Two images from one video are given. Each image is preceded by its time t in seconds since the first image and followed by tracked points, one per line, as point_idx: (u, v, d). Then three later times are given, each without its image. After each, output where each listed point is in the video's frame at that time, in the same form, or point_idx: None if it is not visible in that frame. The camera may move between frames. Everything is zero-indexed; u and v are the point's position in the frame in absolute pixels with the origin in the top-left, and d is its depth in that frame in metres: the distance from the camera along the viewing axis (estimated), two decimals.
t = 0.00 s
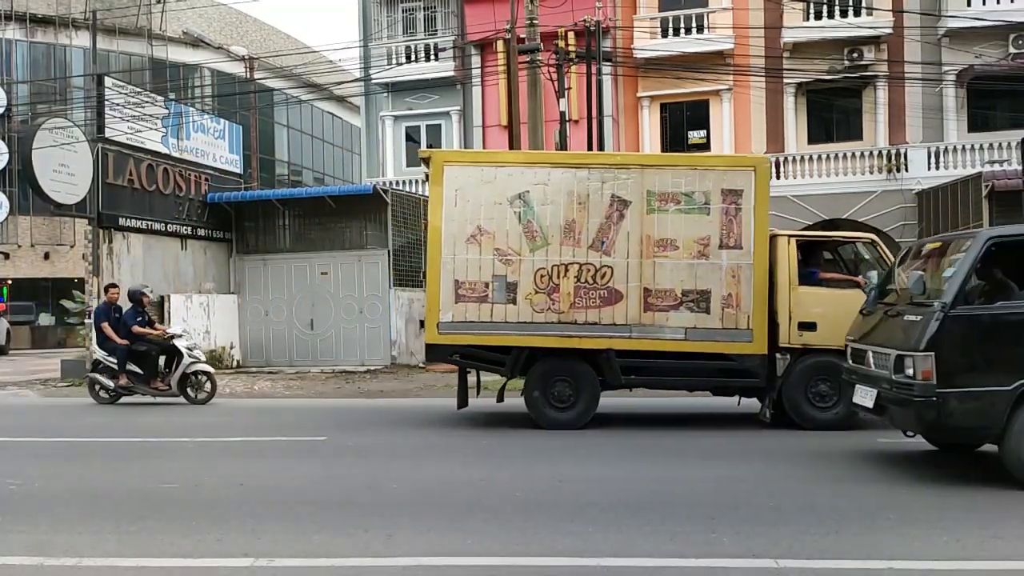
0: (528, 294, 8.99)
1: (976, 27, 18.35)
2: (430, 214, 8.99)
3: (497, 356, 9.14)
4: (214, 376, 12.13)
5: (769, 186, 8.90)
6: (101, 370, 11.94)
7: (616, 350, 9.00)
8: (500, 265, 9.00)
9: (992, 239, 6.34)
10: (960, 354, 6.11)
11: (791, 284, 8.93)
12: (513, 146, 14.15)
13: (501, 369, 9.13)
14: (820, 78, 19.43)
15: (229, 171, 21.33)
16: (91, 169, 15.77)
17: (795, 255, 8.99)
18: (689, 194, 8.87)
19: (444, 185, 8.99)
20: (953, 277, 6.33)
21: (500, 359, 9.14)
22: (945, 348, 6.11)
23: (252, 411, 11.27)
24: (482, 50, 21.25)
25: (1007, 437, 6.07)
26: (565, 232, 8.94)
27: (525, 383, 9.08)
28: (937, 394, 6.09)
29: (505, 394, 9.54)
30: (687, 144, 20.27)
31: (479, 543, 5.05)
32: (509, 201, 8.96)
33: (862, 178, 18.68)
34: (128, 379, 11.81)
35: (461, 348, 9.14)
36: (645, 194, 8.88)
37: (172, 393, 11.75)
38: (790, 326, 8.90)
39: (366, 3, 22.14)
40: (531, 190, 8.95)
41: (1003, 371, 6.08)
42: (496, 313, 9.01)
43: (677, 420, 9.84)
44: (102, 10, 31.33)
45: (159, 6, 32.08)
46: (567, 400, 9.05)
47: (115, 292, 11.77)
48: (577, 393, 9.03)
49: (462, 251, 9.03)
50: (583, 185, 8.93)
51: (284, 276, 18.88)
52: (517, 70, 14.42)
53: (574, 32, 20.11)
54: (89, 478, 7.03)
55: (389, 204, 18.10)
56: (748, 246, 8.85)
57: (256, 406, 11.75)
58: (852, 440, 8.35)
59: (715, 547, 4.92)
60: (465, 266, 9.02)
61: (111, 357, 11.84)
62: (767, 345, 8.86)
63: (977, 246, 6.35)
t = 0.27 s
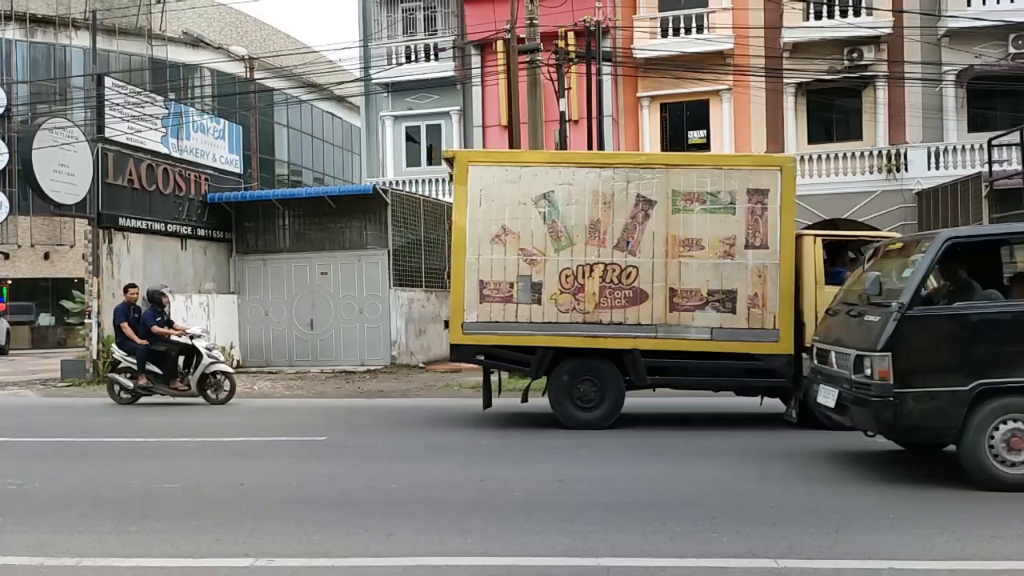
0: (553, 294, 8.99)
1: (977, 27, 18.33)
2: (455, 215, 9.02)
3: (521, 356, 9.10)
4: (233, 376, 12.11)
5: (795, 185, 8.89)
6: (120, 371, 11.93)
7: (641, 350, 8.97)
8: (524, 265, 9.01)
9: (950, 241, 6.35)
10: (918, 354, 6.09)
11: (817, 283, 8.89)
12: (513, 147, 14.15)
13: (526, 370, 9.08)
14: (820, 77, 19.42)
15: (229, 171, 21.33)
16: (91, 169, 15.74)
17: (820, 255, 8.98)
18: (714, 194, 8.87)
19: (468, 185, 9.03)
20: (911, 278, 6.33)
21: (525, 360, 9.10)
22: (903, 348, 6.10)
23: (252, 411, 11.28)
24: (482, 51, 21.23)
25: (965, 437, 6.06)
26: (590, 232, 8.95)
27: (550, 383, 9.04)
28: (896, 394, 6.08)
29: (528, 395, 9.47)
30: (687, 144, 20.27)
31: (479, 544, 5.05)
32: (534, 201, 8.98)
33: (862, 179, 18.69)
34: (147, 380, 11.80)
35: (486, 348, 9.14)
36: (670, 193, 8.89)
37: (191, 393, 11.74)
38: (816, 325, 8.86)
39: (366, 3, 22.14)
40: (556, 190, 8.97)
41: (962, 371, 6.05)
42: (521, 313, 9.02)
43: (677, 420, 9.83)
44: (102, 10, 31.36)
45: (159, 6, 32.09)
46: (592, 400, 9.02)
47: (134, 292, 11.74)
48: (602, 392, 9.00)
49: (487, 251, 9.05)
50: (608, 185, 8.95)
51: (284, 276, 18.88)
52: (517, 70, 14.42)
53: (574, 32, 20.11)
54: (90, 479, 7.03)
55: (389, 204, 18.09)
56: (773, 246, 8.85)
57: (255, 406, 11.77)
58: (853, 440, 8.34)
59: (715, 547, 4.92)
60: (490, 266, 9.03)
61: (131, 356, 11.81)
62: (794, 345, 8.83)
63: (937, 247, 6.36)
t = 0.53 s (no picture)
0: (578, 294, 8.99)
1: (976, 27, 18.32)
2: (479, 214, 9.01)
3: (547, 356, 9.09)
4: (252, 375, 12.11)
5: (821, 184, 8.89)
6: (139, 371, 11.94)
7: (666, 350, 8.96)
8: (549, 265, 9.01)
9: (909, 241, 6.40)
10: (875, 353, 6.15)
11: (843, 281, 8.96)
12: (513, 147, 14.15)
13: (550, 370, 9.07)
14: (820, 78, 19.41)
15: (229, 171, 21.32)
16: (91, 169, 15.72)
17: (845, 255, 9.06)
18: (739, 193, 8.88)
19: (492, 185, 9.02)
20: (870, 278, 6.39)
21: (550, 360, 9.09)
22: (860, 348, 6.16)
23: (252, 411, 11.28)
24: (482, 51, 21.23)
25: (921, 436, 6.09)
26: (615, 231, 8.96)
27: (574, 383, 9.01)
28: (853, 393, 6.14)
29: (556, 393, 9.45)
30: (687, 144, 20.29)
31: (479, 543, 5.05)
32: (558, 200, 8.98)
33: (862, 179, 18.71)
34: (166, 380, 11.81)
35: (511, 348, 9.13)
36: (696, 193, 8.89)
37: (211, 393, 11.74)
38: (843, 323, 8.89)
39: (366, 3, 22.14)
40: (580, 189, 8.98)
41: (920, 372, 6.09)
42: (546, 313, 9.01)
43: (677, 420, 9.83)
44: (101, 10, 31.38)
45: (159, 6, 32.10)
46: (616, 400, 8.98)
47: (153, 292, 11.71)
48: (626, 391, 8.96)
49: (512, 251, 9.03)
50: (632, 184, 8.96)
51: (284, 276, 18.89)
52: (517, 71, 14.41)
53: (574, 32, 20.12)
54: (90, 479, 7.03)
55: (389, 204, 18.09)
56: (799, 245, 8.84)
57: (255, 405, 11.79)
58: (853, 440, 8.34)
59: (715, 547, 4.92)
60: (514, 265, 9.02)
61: (149, 356, 11.81)
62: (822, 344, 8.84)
63: (895, 247, 6.41)
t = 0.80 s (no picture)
0: (603, 293, 8.99)
1: (976, 27, 18.32)
2: (504, 214, 9.02)
3: (571, 356, 9.10)
4: (272, 376, 11.97)
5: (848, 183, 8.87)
6: (160, 371, 11.91)
7: (692, 350, 8.96)
8: (574, 264, 9.00)
9: (866, 241, 6.39)
10: (832, 353, 6.16)
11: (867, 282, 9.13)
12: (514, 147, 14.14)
13: (576, 370, 9.07)
14: (820, 78, 19.41)
15: (229, 171, 21.30)
16: (91, 169, 15.71)
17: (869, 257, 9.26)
18: (766, 193, 8.86)
19: (517, 184, 9.03)
20: (827, 280, 6.39)
21: (575, 359, 9.09)
22: (818, 349, 6.18)
23: (252, 411, 11.27)
24: (482, 51, 21.26)
25: (879, 436, 6.13)
26: (641, 230, 8.96)
27: (598, 382, 9.01)
28: (811, 393, 6.16)
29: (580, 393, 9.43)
30: (687, 144, 20.29)
31: (479, 543, 5.06)
32: (583, 200, 8.98)
33: (862, 179, 18.71)
34: (186, 380, 11.75)
35: (536, 348, 9.14)
36: (721, 192, 8.89)
37: (230, 393, 11.64)
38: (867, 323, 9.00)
39: (366, 3, 22.13)
40: (605, 189, 8.98)
41: (878, 372, 6.12)
42: (571, 313, 9.00)
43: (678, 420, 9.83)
44: (101, 10, 31.39)
45: (159, 6, 32.10)
46: (641, 400, 8.97)
47: (174, 292, 11.68)
48: (651, 391, 8.95)
49: (537, 251, 9.03)
50: (657, 184, 8.96)
51: (284, 276, 18.88)
52: (517, 70, 14.41)
53: (574, 33, 20.12)
54: (91, 479, 7.03)
55: (389, 204, 18.08)
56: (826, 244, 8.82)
57: (255, 405, 11.79)
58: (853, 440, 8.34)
59: (715, 546, 4.92)
60: (539, 265, 9.02)
61: (170, 356, 11.77)
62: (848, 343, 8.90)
63: (853, 248, 6.41)
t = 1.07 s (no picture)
0: (628, 293, 8.99)
1: (976, 27, 18.33)
2: (529, 213, 9.01)
3: (597, 356, 9.10)
4: (290, 375, 12.00)
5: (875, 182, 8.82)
6: (178, 371, 11.90)
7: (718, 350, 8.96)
8: (600, 264, 9.01)
9: (827, 241, 6.43)
10: (791, 353, 6.19)
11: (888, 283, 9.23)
12: (514, 147, 14.14)
13: (601, 370, 9.08)
14: (820, 78, 19.41)
15: (229, 171, 21.28)
16: (90, 169, 15.70)
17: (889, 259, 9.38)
18: (793, 192, 8.82)
19: (542, 183, 9.01)
20: (788, 280, 6.44)
21: (600, 359, 9.10)
22: (778, 350, 6.20)
23: (252, 411, 11.28)
24: (482, 51, 21.28)
25: (837, 435, 6.16)
26: (666, 230, 8.97)
27: (623, 382, 9.01)
28: (770, 393, 6.18)
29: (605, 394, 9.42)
30: (687, 144, 20.29)
31: (479, 543, 5.06)
32: (608, 199, 8.98)
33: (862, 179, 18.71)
34: (206, 380, 11.73)
35: (562, 348, 9.14)
36: (748, 191, 8.87)
37: (250, 393, 11.64)
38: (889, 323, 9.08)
39: (366, 3, 22.14)
40: (631, 188, 8.97)
41: (836, 372, 6.16)
42: (597, 312, 9.00)
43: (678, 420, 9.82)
44: (101, 10, 31.41)
45: (159, 6, 32.12)
46: (666, 400, 8.94)
47: (192, 291, 11.59)
48: (676, 391, 8.92)
49: (562, 250, 9.02)
50: (683, 183, 8.95)
51: (284, 276, 18.88)
52: (517, 70, 14.41)
53: (574, 33, 20.13)
54: (91, 478, 7.03)
55: (389, 204, 18.08)
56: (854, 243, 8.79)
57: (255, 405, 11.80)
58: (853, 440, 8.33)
59: (715, 546, 4.92)
60: (564, 265, 9.01)
61: (189, 357, 11.75)
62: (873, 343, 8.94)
63: (814, 247, 6.45)
